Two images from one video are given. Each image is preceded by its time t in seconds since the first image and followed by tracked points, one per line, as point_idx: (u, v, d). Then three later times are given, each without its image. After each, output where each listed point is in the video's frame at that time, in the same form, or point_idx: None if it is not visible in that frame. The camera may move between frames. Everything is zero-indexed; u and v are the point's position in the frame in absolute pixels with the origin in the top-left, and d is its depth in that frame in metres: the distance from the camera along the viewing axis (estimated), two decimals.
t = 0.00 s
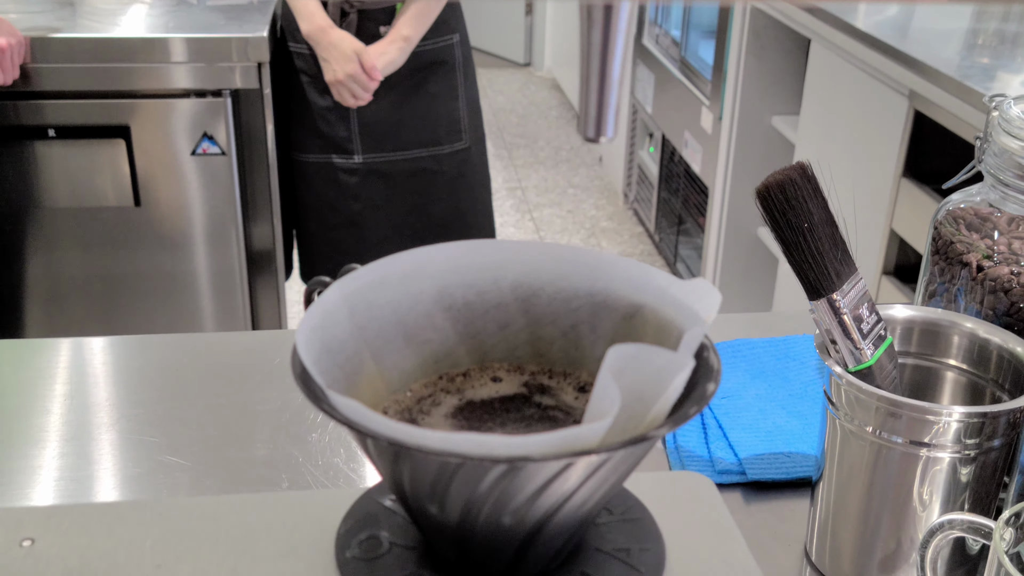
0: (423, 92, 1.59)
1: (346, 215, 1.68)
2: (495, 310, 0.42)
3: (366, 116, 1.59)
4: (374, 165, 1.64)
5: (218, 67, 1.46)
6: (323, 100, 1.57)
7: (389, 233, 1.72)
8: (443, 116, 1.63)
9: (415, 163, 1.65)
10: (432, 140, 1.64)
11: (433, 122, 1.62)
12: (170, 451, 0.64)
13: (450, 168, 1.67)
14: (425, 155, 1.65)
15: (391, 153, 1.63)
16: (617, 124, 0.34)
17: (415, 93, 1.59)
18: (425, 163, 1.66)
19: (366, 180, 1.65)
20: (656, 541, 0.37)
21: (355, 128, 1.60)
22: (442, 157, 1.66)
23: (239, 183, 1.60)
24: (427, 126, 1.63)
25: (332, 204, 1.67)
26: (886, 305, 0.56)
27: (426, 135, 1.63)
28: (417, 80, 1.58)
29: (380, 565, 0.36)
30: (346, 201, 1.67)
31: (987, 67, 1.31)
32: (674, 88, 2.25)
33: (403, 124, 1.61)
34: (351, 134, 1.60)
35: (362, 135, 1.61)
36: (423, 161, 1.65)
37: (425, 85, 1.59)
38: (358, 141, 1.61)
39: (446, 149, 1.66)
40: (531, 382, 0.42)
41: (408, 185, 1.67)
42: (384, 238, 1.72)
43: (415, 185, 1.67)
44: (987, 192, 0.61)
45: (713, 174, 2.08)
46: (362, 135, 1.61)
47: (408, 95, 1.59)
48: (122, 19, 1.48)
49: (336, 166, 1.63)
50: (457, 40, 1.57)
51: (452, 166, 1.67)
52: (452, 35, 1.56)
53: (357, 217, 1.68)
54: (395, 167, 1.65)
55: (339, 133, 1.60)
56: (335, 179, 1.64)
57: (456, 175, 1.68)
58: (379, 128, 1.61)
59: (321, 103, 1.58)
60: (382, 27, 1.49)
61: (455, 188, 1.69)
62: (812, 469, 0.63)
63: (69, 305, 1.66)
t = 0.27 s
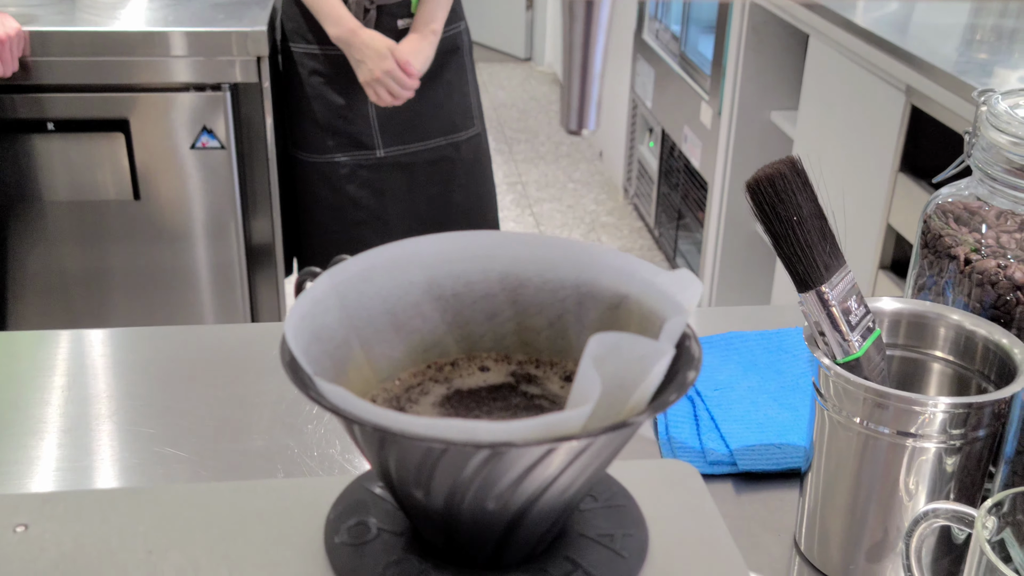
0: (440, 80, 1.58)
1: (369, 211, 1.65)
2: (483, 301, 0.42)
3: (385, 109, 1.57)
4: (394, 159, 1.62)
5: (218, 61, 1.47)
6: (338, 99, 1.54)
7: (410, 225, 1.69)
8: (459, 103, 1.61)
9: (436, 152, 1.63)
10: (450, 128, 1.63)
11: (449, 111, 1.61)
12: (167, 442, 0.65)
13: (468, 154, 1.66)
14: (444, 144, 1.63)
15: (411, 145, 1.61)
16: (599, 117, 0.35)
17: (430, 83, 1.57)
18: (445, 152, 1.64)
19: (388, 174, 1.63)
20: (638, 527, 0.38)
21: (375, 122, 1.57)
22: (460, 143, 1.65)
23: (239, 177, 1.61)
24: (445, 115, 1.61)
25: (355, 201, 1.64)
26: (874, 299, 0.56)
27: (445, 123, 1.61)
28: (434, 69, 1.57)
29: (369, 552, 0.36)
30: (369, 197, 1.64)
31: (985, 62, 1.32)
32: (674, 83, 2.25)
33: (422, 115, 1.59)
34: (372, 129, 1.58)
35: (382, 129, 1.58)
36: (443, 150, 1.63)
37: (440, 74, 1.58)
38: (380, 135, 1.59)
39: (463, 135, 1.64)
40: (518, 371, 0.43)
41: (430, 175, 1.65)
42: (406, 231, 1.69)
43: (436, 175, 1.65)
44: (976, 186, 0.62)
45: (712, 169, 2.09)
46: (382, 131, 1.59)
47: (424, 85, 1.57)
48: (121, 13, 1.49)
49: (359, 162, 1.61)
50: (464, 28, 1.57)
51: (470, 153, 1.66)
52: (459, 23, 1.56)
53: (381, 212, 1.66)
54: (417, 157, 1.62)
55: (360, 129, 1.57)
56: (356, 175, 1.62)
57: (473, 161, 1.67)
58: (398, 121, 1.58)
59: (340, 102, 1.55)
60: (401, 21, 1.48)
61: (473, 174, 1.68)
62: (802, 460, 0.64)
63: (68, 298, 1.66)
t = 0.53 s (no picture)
0: (442, 67, 1.59)
1: (382, 204, 1.65)
2: (470, 288, 0.42)
3: (393, 101, 1.57)
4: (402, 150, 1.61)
5: (223, 54, 1.47)
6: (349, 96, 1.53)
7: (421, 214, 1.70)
8: (460, 89, 1.63)
9: (440, 140, 1.64)
10: (453, 115, 1.64)
11: (452, 98, 1.62)
12: (170, 430, 0.66)
13: (471, 139, 1.67)
14: (448, 131, 1.64)
15: (417, 136, 1.62)
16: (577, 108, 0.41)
17: (433, 71, 1.59)
18: (450, 140, 1.65)
19: (399, 166, 1.63)
20: (620, 510, 0.38)
21: (385, 115, 1.57)
22: (462, 130, 1.66)
23: (243, 169, 1.62)
24: (448, 103, 1.62)
25: (368, 195, 1.64)
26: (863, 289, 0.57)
27: (449, 110, 1.62)
28: (435, 59, 1.58)
29: (357, 531, 0.37)
30: (381, 189, 1.64)
31: (990, 53, 1.32)
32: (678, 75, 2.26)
33: (428, 104, 1.60)
34: (383, 122, 1.58)
35: (392, 121, 1.58)
36: (447, 138, 1.64)
37: (442, 62, 1.59)
38: (390, 130, 1.59)
39: (465, 120, 1.66)
40: (504, 357, 0.43)
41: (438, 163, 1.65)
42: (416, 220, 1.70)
43: (444, 162, 1.66)
44: (967, 178, 0.62)
45: (716, 160, 2.09)
46: (391, 124, 1.58)
47: (428, 74, 1.58)
48: (127, 7, 1.50)
49: (371, 156, 1.60)
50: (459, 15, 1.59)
51: (472, 138, 1.67)
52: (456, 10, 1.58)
53: (393, 204, 1.66)
54: (424, 147, 1.63)
55: (371, 123, 1.57)
56: (368, 168, 1.61)
57: (476, 145, 1.68)
58: (406, 112, 1.59)
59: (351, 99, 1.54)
60: (408, 12, 1.50)
61: (477, 157, 1.69)
62: (794, 449, 0.64)
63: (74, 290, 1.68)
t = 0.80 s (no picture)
0: (448, 59, 1.60)
1: (388, 195, 1.66)
2: (468, 279, 0.42)
3: (399, 93, 1.57)
4: (409, 141, 1.63)
5: (231, 46, 1.48)
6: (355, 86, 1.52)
7: (425, 205, 1.71)
8: (465, 80, 1.64)
9: (446, 131, 1.65)
10: (458, 106, 1.65)
11: (457, 89, 1.63)
12: (178, 418, 0.67)
13: (475, 130, 1.68)
14: (453, 122, 1.65)
15: (423, 127, 1.63)
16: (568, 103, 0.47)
17: (440, 63, 1.59)
18: (455, 130, 1.66)
19: (405, 157, 1.64)
20: (615, 494, 0.37)
21: (392, 107, 1.58)
22: (467, 121, 1.67)
23: (250, 160, 1.62)
24: (453, 95, 1.63)
25: (374, 186, 1.65)
26: (861, 279, 0.58)
27: (454, 102, 1.63)
28: (441, 51, 1.58)
29: (358, 514, 0.37)
30: (387, 181, 1.65)
31: (996, 45, 1.32)
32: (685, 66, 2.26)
33: (434, 95, 1.61)
34: (389, 114, 1.58)
35: (398, 114, 1.59)
36: (452, 129, 1.66)
37: (448, 54, 1.60)
38: (396, 121, 1.60)
39: (470, 111, 1.67)
40: (502, 347, 0.43)
41: (443, 154, 1.67)
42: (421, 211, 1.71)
43: (449, 153, 1.67)
44: (965, 170, 0.63)
45: (722, 151, 2.09)
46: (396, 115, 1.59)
47: (434, 66, 1.59)
48: None
49: (377, 147, 1.61)
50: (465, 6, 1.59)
51: (477, 129, 1.68)
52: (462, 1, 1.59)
53: (398, 194, 1.67)
54: (430, 138, 1.64)
55: (378, 115, 1.58)
56: (374, 160, 1.62)
57: (480, 135, 1.69)
58: (412, 104, 1.60)
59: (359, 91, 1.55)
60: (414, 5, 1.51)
61: (481, 148, 1.70)
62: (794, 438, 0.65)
63: (83, 280, 1.69)
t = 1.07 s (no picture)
0: (453, 45, 1.59)
1: (395, 182, 1.67)
2: (467, 264, 0.38)
3: (405, 80, 1.58)
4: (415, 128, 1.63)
5: (236, 34, 1.48)
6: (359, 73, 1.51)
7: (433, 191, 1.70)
8: (471, 65, 1.63)
9: (451, 117, 1.64)
10: (463, 92, 1.64)
11: (463, 75, 1.62)
12: (184, 403, 0.68)
13: (481, 116, 1.67)
14: (458, 108, 1.64)
15: (430, 113, 1.62)
16: (563, 80, 0.41)
17: (445, 50, 1.58)
18: (460, 117, 1.65)
19: (411, 144, 1.64)
20: (616, 476, 0.36)
21: (398, 93, 1.58)
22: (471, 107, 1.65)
23: (255, 148, 1.63)
24: (458, 81, 1.62)
25: (381, 173, 1.65)
26: (861, 266, 0.58)
27: (460, 87, 1.62)
28: (446, 37, 1.57)
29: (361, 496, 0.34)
30: (394, 168, 1.65)
31: (1000, 33, 1.32)
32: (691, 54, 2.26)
33: (439, 81, 1.60)
34: (396, 100, 1.59)
35: (405, 100, 1.60)
36: (458, 115, 1.64)
37: (453, 40, 1.58)
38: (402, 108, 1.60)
39: (476, 97, 1.65)
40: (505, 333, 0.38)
41: (449, 140, 1.66)
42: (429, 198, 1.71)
43: (455, 139, 1.66)
44: (965, 157, 0.63)
45: (727, 139, 2.09)
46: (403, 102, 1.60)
47: (440, 53, 1.58)
48: None
49: (384, 134, 1.62)
50: None
51: (483, 115, 1.67)
52: None
53: (406, 181, 1.67)
54: (436, 125, 1.64)
55: (384, 101, 1.59)
56: (381, 147, 1.63)
57: (486, 121, 1.68)
58: (419, 90, 1.60)
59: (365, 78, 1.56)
60: None
61: (487, 134, 1.69)
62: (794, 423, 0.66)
63: (89, 267, 1.70)
